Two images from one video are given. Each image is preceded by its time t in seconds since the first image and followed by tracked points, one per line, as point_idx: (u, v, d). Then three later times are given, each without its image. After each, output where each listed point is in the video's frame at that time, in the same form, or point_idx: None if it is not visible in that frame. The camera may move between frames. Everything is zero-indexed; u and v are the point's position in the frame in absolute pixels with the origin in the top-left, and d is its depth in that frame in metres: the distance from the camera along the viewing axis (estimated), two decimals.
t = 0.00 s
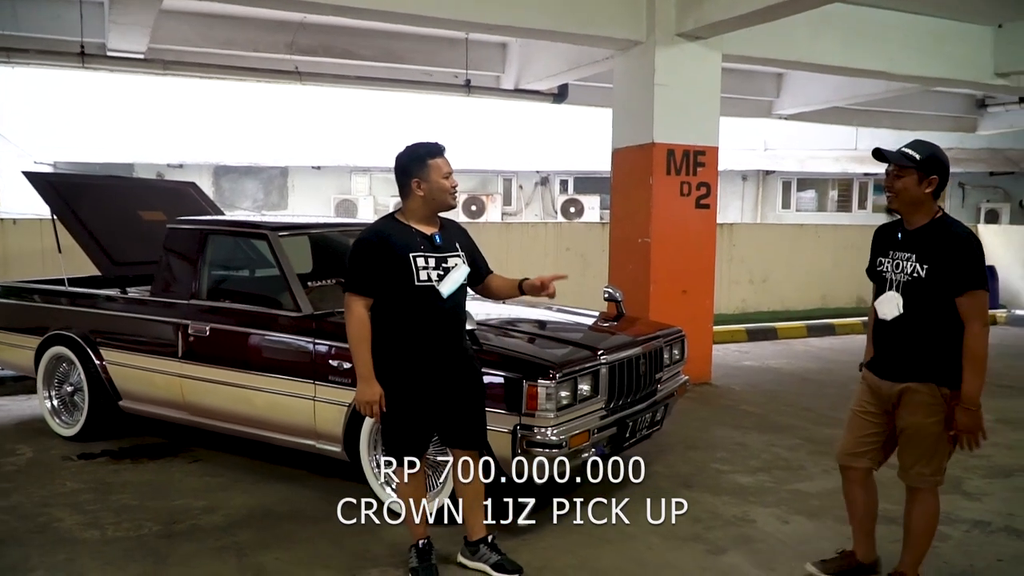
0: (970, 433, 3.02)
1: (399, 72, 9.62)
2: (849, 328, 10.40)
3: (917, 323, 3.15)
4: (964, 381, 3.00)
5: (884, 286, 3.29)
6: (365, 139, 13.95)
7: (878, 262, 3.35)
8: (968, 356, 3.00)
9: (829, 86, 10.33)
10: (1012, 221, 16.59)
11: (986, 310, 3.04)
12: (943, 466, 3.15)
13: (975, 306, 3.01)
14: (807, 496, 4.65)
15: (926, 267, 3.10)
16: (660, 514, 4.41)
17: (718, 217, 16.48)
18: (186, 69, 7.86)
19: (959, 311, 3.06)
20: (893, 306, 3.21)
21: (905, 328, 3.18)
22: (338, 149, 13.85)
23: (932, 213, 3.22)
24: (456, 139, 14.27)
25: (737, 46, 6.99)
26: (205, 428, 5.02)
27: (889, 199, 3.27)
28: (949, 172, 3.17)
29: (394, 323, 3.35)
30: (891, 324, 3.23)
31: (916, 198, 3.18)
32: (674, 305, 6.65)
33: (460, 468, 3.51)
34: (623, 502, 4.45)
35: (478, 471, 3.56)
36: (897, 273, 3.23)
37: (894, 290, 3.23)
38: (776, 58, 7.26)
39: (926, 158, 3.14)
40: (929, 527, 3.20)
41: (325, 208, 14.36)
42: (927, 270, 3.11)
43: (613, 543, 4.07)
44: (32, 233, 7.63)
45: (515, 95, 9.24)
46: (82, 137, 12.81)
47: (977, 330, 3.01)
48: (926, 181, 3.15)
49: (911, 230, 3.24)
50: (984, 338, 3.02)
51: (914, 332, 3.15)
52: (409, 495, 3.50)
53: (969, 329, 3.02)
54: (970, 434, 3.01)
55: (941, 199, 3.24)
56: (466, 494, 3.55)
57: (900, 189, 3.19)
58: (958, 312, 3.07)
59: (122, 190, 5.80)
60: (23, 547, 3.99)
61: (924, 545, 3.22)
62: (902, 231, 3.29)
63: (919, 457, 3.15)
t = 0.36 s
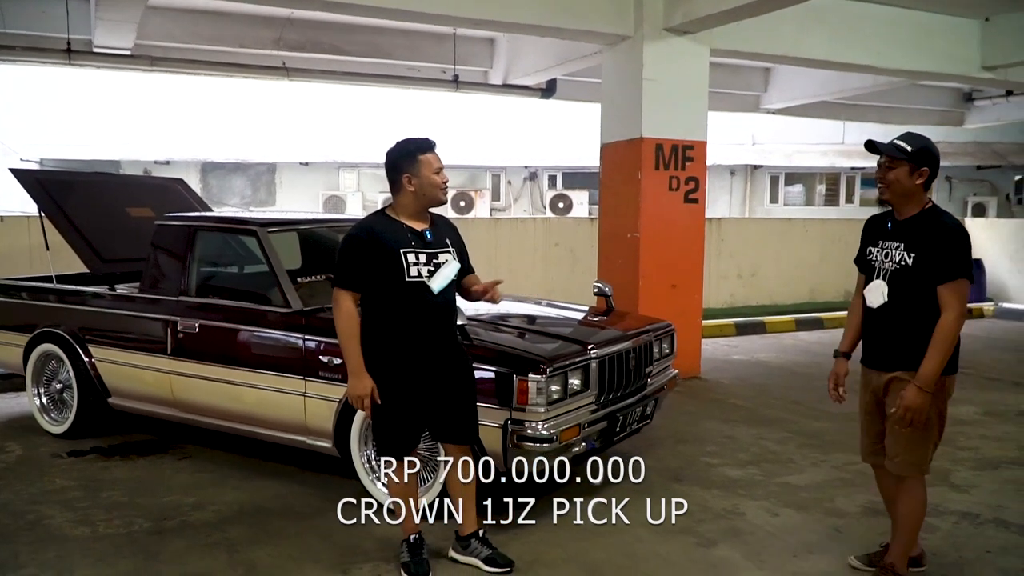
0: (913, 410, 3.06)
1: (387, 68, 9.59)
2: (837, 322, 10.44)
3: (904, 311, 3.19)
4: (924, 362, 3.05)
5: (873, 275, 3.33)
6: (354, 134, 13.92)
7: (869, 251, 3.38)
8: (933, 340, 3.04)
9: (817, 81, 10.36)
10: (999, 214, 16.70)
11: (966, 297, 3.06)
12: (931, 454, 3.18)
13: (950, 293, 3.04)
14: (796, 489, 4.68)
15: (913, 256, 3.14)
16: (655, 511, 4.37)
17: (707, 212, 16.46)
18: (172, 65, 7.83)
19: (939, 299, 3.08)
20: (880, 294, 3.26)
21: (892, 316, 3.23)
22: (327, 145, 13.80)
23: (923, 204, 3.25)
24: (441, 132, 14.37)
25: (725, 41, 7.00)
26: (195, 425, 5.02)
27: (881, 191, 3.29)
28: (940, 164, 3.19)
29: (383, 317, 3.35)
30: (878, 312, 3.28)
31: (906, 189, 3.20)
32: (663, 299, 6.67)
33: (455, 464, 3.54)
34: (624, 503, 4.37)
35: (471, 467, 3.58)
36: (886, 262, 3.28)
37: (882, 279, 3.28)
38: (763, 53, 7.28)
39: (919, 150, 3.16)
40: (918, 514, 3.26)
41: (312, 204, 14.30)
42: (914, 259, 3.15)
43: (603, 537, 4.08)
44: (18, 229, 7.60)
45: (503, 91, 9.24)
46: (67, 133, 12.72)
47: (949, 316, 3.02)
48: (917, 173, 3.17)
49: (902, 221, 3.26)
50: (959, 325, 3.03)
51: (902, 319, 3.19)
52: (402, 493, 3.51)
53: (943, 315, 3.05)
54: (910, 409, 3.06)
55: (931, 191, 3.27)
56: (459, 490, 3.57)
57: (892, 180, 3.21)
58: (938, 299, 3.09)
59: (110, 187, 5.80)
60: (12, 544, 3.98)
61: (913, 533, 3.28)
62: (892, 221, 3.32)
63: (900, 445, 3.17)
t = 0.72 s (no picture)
0: (917, 406, 3.09)
1: (379, 59, 9.57)
2: (828, 315, 10.47)
3: (890, 301, 3.22)
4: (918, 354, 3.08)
5: (861, 267, 3.36)
6: (346, 126, 13.91)
7: (858, 244, 3.40)
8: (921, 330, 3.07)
9: (809, 74, 10.38)
10: (989, 207, 16.57)
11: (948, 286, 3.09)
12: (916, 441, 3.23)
13: (933, 283, 3.07)
14: (787, 481, 4.70)
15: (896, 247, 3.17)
16: (646, 503, 4.39)
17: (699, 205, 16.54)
18: (163, 56, 7.80)
19: (922, 289, 3.11)
20: (868, 286, 3.29)
21: (879, 307, 3.25)
22: (319, 137, 13.78)
23: (910, 197, 3.26)
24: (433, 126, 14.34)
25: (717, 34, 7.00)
26: (187, 417, 5.01)
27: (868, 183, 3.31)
28: (926, 157, 3.22)
29: (376, 304, 3.35)
30: (867, 302, 3.31)
31: (894, 182, 3.23)
32: (655, 292, 6.68)
33: (445, 451, 3.55)
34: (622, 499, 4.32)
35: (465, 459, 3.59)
36: (873, 254, 3.30)
37: (870, 270, 3.31)
38: (755, 46, 7.29)
39: (905, 143, 3.18)
40: (905, 501, 3.29)
41: (304, 197, 14.28)
42: (898, 249, 3.18)
43: (595, 529, 4.09)
44: (8, 220, 7.56)
45: (496, 83, 9.24)
46: (57, 125, 12.67)
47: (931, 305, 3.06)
48: (904, 166, 3.20)
49: (888, 213, 3.28)
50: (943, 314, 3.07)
51: (888, 309, 3.22)
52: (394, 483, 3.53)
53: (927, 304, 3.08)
54: (915, 407, 3.08)
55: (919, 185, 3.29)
56: (452, 483, 3.58)
57: (879, 174, 3.23)
58: (921, 289, 3.12)
59: (101, 178, 5.77)
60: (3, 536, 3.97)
61: (900, 520, 3.32)
62: (879, 213, 3.34)
63: (887, 432, 3.22)
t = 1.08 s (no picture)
0: (907, 395, 3.11)
1: (371, 57, 9.56)
2: (822, 307, 10.49)
3: (882, 295, 3.23)
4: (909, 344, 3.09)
5: (853, 261, 3.37)
6: (339, 123, 13.89)
7: (851, 239, 3.41)
8: (915, 321, 3.07)
9: (801, 67, 10.41)
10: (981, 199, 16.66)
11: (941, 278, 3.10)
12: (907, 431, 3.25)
13: (925, 274, 3.08)
14: (782, 473, 4.71)
15: (888, 241, 3.18)
16: (644, 498, 4.40)
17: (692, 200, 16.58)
18: (155, 54, 7.78)
19: (914, 280, 3.12)
20: (861, 280, 3.30)
21: (872, 300, 3.26)
22: (312, 134, 13.77)
23: (897, 192, 3.28)
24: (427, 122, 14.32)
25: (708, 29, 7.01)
26: (181, 417, 5.00)
27: (855, 180, 3.33)
28: (909, 152, 3.23)
29: (375, 304, 3.34)
30: (860, 296, 3.31)
31: (880, 179, 3.24)
32: (649, 287, 6.69)
33: (438, 449, 3.56)
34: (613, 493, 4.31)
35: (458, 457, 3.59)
36: (865, 248, 3.31)
37: (862, 264, 3.31)
38: (746, 40, 7.29)
39: (888, 141, 3.20)
40: (897, 492, 3.31)
41: (298, 195, 14.26)
42: (889, 243, 3.19)
43: (591, 523, 4.10)
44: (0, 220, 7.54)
45: (489, 79, 9.24)
46: (48, 125, 12.62)
47: (924, 296, 3.07)
48: (888, 163, 3.21)
49: (876, 209, 3.30)
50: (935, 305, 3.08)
51: (881, 302, 3.23)
52: (387, 482, 3.54)
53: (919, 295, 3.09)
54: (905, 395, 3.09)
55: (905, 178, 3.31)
56: (446, 481, 3.58)
57: (865, 172, 3.25)
58: (913, 281, 3.13)
59: (92, 177, 5.75)
60: None
61: (894, 511, 3.33)
62: (868, 210, 3.35)
63: (879, 423, 3.23)
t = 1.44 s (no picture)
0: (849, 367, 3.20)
1: (363, 62, 9.57)
2: (819, 305, 10.49)
3: (878, 292, 3.23)
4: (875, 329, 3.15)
5: (851, 260, 3.37)
6: (333, 129, 13.92)
7: (848, 238, 3.41)
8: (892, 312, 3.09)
9: (792, 66, 10.43)
10: (976, 192, 16.59)
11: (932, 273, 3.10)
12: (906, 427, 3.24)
13: (915, 269, 3.07)
14: (782, 472, 4.70)
15: (883, 239, 3.18)
16: (645, 500, 4.38)
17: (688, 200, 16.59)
18: (146, 63, 7.80)
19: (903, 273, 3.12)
20: (858, 277, 3.30)
21: (869, 297, 3.27)
22: (306, 141, 13.80)
23: (894, 188, 3.28)
24: (420, 126, 14.34)
25: (698, 29, 7.03)
26: (179, 426, 4.99)
27: (852, 177, 3.32)
28: (907, 149, 3.23)
29: (368, 315, 3.33)
30: (858, 295, 3.31)
31: (875, 175, 3.25)
32: (646, 288, 6.69)
33: (437, 454, 3.55)
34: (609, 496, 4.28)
35: (456, 462, 3.58)
36: (862, 246, 3.32)
37: (859, 262, 3.31)
38: (737, 39, 7.31)
39: (886, 137, 3.20)
40: (898, 488, 3.29)
41: (293, 202, 14.27)
42: (885, 241, 3.20)
43: (591, 526, 4.08)
44: None
45: (482, 82, 9.26)
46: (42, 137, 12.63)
47: (907, 288, 3.07)
48: (886, 159, 3.22)
49: (874, 205, 3.30)
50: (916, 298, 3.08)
51: (877, 299, 3.23)
52: (386, 487, 3.52)
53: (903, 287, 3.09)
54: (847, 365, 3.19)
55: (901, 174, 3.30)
56: (445, 486, 3.57)
57: (862, 167, 3.25)
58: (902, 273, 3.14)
59: (87, 188, 5.77)
60: None
61: (896, 508, 3.32)
62: (866, 207, 3.35)
63: (880, 418, 3.23)
